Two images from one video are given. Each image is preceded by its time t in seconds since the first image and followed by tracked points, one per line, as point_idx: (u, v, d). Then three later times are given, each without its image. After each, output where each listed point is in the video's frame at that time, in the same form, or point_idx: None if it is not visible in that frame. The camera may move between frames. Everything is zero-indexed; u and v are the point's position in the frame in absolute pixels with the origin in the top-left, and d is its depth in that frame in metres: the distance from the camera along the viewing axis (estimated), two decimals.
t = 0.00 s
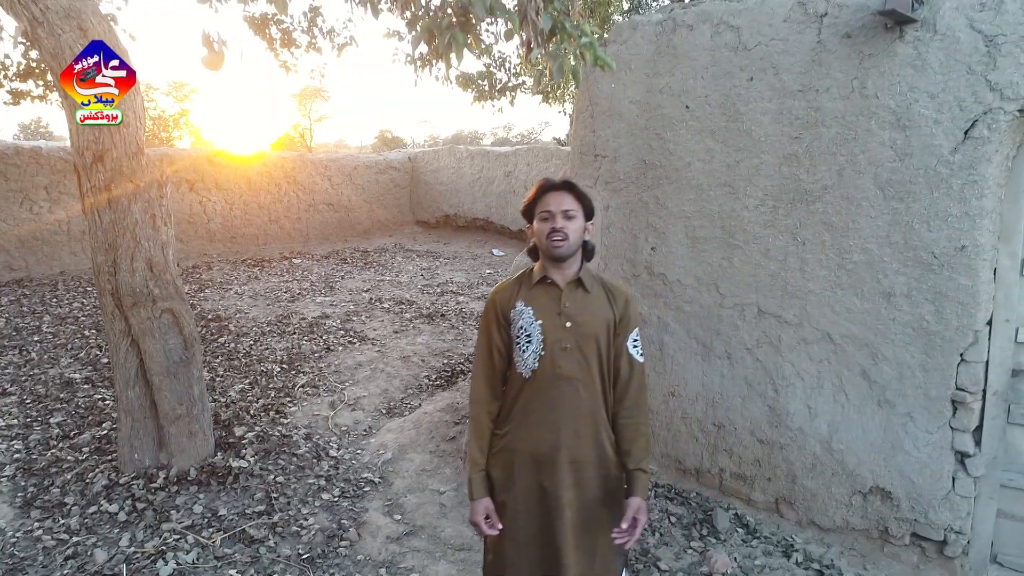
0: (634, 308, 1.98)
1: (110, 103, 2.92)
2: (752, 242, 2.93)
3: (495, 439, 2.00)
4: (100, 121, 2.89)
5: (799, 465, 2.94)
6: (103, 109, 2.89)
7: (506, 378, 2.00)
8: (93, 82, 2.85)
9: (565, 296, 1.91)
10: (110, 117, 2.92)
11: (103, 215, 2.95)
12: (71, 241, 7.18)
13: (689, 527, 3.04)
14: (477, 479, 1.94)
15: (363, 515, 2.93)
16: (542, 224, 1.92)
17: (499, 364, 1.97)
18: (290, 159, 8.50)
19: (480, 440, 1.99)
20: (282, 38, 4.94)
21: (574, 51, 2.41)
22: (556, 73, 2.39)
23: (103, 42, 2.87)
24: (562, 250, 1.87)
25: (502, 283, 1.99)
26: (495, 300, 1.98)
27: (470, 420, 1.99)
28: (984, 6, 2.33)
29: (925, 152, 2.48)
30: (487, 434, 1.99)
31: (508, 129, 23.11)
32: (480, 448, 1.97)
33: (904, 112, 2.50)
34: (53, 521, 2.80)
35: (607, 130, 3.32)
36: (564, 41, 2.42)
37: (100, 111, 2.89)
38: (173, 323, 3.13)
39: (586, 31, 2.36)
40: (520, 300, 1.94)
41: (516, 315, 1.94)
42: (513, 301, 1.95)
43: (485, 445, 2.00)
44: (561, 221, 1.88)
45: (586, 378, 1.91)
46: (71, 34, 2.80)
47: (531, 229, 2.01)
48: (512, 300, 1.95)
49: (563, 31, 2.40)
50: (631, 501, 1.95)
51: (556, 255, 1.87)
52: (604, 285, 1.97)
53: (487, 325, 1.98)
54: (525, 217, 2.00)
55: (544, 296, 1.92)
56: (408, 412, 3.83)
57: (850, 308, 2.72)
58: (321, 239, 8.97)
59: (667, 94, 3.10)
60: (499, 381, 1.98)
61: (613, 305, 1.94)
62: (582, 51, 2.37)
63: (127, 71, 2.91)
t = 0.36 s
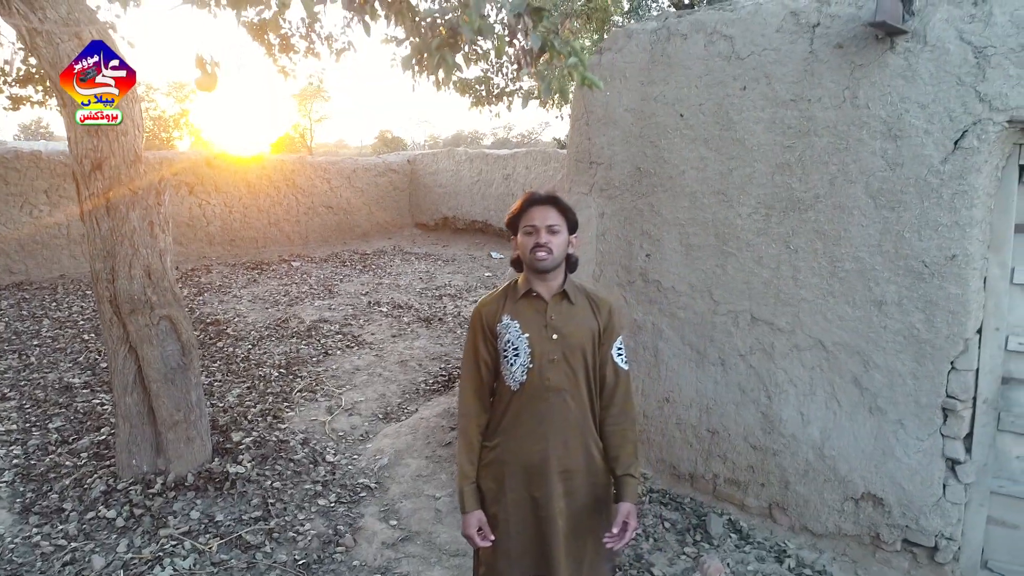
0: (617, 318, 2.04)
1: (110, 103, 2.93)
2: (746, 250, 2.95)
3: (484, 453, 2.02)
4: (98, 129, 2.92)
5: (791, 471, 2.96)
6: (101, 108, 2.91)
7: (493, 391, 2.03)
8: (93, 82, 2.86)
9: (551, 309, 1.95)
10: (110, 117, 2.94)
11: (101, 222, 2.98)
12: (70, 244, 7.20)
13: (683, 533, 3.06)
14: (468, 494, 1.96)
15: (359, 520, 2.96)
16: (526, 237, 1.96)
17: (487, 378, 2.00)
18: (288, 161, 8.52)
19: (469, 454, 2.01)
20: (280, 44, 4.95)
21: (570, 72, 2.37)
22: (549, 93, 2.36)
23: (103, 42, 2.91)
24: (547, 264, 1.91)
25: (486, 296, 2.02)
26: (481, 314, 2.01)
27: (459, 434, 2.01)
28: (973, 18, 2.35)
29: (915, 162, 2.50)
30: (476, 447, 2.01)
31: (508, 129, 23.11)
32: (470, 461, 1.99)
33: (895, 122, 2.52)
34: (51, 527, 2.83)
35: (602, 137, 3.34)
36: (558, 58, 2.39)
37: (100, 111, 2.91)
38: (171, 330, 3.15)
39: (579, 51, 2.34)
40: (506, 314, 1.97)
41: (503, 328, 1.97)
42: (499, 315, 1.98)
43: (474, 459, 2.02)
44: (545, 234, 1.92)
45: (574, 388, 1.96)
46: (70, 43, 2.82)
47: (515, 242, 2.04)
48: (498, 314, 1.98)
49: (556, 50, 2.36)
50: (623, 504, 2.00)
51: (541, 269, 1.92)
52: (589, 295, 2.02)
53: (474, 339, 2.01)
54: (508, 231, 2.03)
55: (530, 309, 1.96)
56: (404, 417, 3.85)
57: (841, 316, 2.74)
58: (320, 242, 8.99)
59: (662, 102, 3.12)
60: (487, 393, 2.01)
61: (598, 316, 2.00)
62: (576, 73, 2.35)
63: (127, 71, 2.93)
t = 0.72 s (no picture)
0: (601, 328, 2.08)
1: (111, 103, 2.93)
2: (729, 257, 2.98)
3: (470, 461, 2.04)
4: (85, 138, 2.92)
5: (775, 476, 2.99)
6: (103, 109, 2.92)
7: (479, 400, 2.05)
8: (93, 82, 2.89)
9: (535, 321, 1.98)
10: (110, 117, 2.96)
11: (88, 230, 2.99)
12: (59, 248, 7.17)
13: (668, 538, 3.09)
14: (454, 502, 1.99)
15: (346, 527, 2.97)
16: (511, 250, 1.98)
17: (473, 387, 2.03)
18: (279, 164, 8.52)
19: (455, 462, 2.03)
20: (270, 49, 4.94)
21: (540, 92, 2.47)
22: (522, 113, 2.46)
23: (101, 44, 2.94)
24: (530, 277, 1.94)
25: (472, 307, 2.04)
26: (466, 324, 2.03)
27: (445, 442, 2.03)
28: (950, 30, 2.38)
29: (894, 172, 2.53)
30: (462, 455, 2.03)
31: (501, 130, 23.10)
32: (456, 469, 2.01)
33: (875, 133, 2.55)
34: (38, 535, 2.83)
35: (588, 145, 3.37)
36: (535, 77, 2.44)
37: (100, 111, 2.91)
38: (158, 337, 3.15)
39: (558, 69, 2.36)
40: (491, 325, 2.00)
41: (488, 339, 2.00)
42: (484, 326, 2.01)
43: (459, 467, 2.04)
44: (529, 248, 1.96)
45: (559, 399, 1.98)
46: (56, 52, 2.82)
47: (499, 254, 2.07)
48: (483, 325, 2.01)
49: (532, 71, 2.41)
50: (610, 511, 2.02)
51: (525, 282, 1.94)
52: (573, 306, 2.05)
53: (459, 349, 2.03)
54: (494, 243, 2.06)
55: (515, 321, 1.99)
56: (393, 423, 3.87)
57: (823, 323, 2.78)
58: (311, 245, 8.98)
59: (647, 111, 3.14)
60: (473, 403, 2.03)
61: (582, 326, 2.03)
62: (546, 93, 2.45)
63: (126, 72, 2.94)
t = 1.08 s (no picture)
0: (595, 343, 2.11)
1: (110, 103, 2.93)
2: (717, 268, 3.02)
3: (464, 472, 2.08)
4: (79, 150, 2.94)
5: (762, 485, 3.03)
6: (101, 109, 2.94)
7: (474, 411, 2.09)
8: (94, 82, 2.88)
9: (530, 336, 2.01)
10: (110, 116, 2.97)
11: (82, 241, 3.01)
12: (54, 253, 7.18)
13: (657, 545, 3.12)
14: (448, 510, 2.03)
15: (338, 536, 3.00)
16: (506, 266, 2.02)
17: (468, 399, 2.07)
18: (274, 169, 8.55)
19: (450, 472, 2.08)
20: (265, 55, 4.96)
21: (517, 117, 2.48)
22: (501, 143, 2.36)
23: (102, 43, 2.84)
24: (524, 293, 1.97)
25: (469, 321, 2.08)
26: (462, 337, 2.07)
27: (441, 452, 2.07)
28: (932, 47, 2.42)
29: (878, 186, 2.57)
30: (456, 465, 2.07)
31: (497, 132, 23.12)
32: (450, 479, 2.06)
33: (859, 147, 2.59)
34: (32, 545, 2.85)
35: (579, 156, 3.40)
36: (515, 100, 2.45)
37: (100, 111, 2.94)
38: (152, 347, 3.17)
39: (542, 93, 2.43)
40: (486, 339, 2.03)
41: (483, 353, 2.03)
42: (480, 340, 2.05)
43: (454, 478, 2.08)
44: (524, 265, 1.99)
45: (551, 413, 2.01)
46: (50, 65, 2.84)
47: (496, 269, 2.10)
48: (478, 339, 2.05)
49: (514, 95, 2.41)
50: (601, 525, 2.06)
51: (520, 298, 1.98)
52: (567, 322, 2.08)
53: (455, 361, 2.07)
54: (490, 259, 2.09)
55: (509, 336, 2.02)
56: (385, 430, 3.89)
57: (809, 334, 2.81)
58: (307, 248, 9.00)
59: (637, 123, 3.17)
60: (468, 414, 2.08)
61: (576, 341, 2.06)
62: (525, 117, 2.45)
63: (126, 71, 2.80)
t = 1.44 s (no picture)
0: (591, 359, 2.15)
1: (111, 103, 2.74)
2: (704, 277, 3.05)
3: (462, 480, 2.14)
4: (70, 160, 2.95)
5: (748, 491, 3.06)
6: (100, 108, 2.79)
7: (472, 422, 2.15)
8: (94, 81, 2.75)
9: (526, 352, 2.06)
10: (110, 116, 2.78)
11: (73, 251, 3.03)
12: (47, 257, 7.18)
13: (644, 551, 3.16)
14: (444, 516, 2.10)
15: (328, 543, 3.02)
16: (507, 282, 2.07)
17: (467, 410, 2.14)
18: (268, 172, 8.58)
19: (449, 480, 2.15)
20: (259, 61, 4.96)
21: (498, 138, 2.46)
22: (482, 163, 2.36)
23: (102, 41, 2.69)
24: (523, 310, 2.02)
25: (469, 334, 2.15)
26: (462, 349, 2.13)
27: (439, 460, 2.14)
28: (912, 61, 2.45)
29: (860, 198, 2.60)
30: (454, 473, 2.14)
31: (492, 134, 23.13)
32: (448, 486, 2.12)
33: (841, 159, 2.63)
34: (23, 553, 2.87)
35: (567, 165, 3.42)
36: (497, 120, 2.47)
37: (99, 110, 2.79)
38: (143, 356, 3.19)
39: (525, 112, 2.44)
40: (484, 352, 2.10)
41: (481, 365, 2.10)
42: (478, 353, 2.11)
43: (453, 486, 2.14)
44: (524, 282, 2.04)
45: (545, 426, 2.06)
46: (41, 75, 2.85)
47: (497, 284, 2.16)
48: (477, 352, 2.11)
49: (495, 116, 2.44)
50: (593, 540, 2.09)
51: (518, 315, 2.03)
52: (564, 338, 2.12)
53: (455, 373, 2.14)
54: (492, 274, 2.15)
55: (506, 350, 2.08)
56: (376, 437, 3.92)
57: (793, 342, 2.84)
58: (300, 252, 9.01)
59: (624, 133, 3.21)
60: (466, 424, 2.14)
61: (571, 357, 2.10)
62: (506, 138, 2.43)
63: (125, 70, 2.53)
